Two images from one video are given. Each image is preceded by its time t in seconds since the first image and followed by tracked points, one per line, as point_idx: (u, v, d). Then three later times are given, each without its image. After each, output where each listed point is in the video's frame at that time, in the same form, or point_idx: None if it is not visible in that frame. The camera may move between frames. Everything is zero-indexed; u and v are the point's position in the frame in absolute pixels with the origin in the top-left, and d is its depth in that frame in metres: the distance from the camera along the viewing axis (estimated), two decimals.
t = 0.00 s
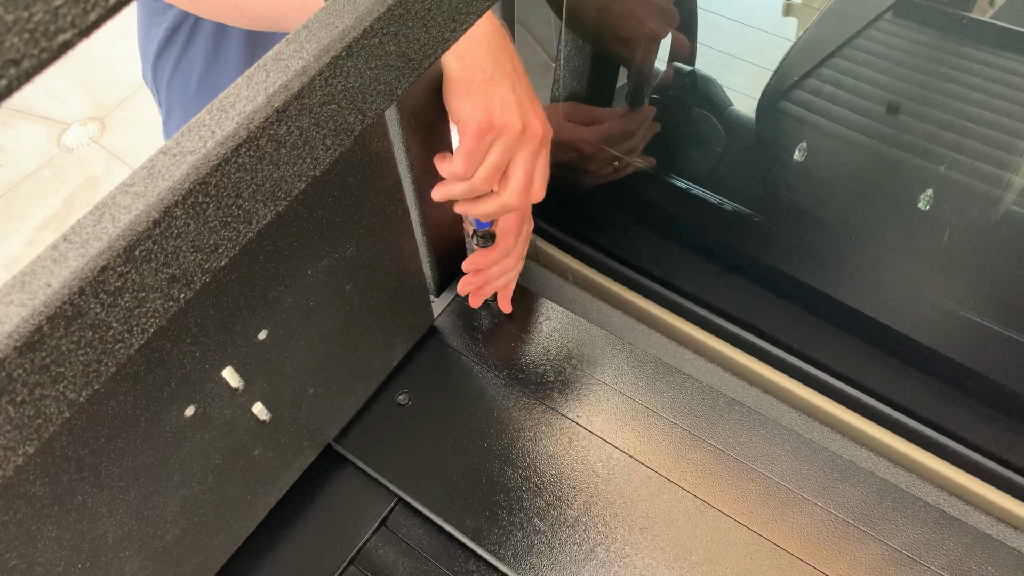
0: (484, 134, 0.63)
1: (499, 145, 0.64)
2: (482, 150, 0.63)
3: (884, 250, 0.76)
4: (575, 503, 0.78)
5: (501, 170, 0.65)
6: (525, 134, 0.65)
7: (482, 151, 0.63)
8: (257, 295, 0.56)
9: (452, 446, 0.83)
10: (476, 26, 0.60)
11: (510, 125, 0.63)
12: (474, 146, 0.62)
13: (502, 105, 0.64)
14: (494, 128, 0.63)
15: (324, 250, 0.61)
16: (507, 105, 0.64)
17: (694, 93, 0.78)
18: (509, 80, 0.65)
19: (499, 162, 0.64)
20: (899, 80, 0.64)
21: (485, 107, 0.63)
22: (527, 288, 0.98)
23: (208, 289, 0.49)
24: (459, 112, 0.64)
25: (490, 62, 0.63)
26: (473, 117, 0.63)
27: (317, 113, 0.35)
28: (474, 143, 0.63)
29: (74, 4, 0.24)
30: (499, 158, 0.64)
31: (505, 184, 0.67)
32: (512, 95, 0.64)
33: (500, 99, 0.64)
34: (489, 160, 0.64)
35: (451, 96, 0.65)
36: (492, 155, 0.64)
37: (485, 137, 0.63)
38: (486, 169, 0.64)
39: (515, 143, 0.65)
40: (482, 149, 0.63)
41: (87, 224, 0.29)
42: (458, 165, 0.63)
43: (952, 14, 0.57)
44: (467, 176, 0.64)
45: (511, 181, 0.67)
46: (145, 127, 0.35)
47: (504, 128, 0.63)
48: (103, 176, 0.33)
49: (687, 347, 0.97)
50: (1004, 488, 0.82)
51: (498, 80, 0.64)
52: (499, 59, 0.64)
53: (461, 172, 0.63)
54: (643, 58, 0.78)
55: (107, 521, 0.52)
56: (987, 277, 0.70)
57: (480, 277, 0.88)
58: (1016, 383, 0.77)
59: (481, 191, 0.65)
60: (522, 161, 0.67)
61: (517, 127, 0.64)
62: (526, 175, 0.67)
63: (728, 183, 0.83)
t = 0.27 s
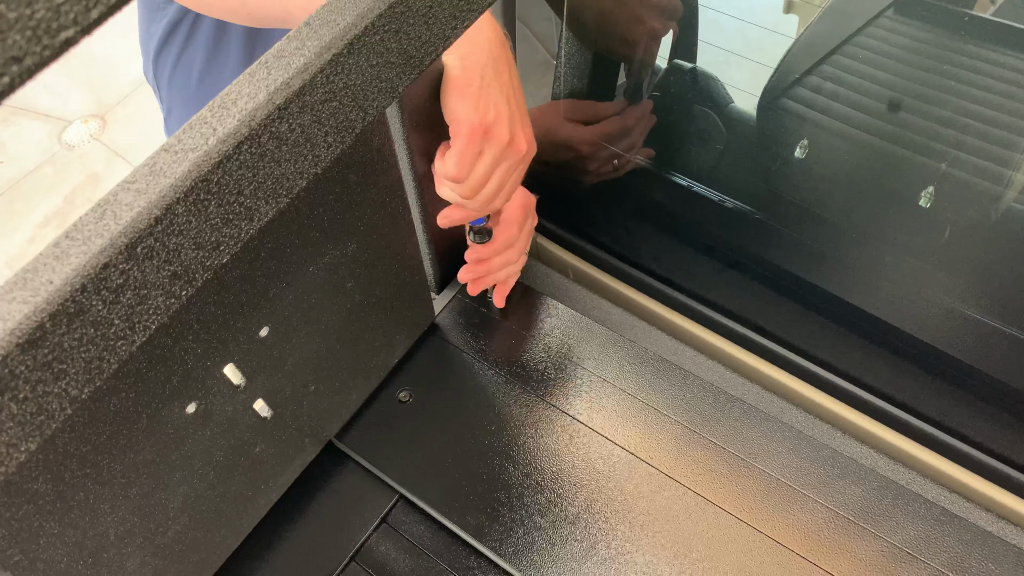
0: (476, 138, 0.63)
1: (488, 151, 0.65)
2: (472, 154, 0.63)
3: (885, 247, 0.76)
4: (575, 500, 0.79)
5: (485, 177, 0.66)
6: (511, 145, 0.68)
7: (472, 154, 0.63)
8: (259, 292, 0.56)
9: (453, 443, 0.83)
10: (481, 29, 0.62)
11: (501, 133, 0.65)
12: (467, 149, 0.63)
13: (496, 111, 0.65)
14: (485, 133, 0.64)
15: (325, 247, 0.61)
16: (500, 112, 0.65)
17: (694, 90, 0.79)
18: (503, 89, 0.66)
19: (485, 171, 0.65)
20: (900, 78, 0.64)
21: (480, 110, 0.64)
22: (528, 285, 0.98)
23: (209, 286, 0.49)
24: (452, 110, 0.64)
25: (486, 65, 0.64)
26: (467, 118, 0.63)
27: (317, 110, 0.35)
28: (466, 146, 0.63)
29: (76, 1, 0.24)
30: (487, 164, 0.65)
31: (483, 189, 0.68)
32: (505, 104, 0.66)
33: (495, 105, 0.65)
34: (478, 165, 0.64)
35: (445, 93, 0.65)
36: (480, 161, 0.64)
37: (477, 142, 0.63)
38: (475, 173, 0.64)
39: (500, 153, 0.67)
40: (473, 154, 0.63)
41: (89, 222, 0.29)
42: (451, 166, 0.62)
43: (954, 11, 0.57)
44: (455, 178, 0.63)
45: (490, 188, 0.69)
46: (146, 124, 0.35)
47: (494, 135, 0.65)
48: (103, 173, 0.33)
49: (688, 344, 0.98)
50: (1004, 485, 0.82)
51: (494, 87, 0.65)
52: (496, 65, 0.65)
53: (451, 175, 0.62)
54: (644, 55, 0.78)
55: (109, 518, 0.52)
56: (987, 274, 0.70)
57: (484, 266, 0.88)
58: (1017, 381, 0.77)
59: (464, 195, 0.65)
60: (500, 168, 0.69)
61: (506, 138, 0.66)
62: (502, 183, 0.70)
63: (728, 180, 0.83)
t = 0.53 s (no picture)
0: (483, 126, 0.62)
1: (499, 138, 0.62)
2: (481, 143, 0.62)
3: (885, 246, 0.76)
4: (576, 499, 0.79)
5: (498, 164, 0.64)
6: (524, 126, 0.64)
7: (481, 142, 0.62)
8: (259, 291, 0.56)
9: (453, 442, 0.83)
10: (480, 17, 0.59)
11: (510, 117, 0.62)
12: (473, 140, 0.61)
13: (502, 98, 0.63)
14: (494, 120, 0.62)
15: (326, 246, 0.61)
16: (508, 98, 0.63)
17: (695, 89, 0.78)
18: (508, 72, 0.64)
19: (498, 155, 0.63)
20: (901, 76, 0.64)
21: (486, 101, 0.63)
22: (528, 284, 0.98)
23: (209, 285, 0.49)
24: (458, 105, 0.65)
25: (488, 54, 0.63)
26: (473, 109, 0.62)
27: (318, 109, 0.35)
28: (474, 136, 0.61)
29: None
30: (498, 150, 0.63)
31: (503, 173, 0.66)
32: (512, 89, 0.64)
33: (500, 92, 0.63)
34: (489, 154, 0.62)
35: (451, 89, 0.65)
36: (493, 147, 0.62)
37: (484, 129, 0.61)
38: (487, 162, 0.63)
39: (514, 138, 0.64)
40: (483, 141, 0.62)
41: (90, 220, 0.29)
42: (457, 157, 0.62)
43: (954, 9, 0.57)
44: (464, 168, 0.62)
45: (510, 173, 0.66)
46: (146, 123, 0.36)
47: (505, 121, 0.62)
48: (103, 171, 0.33)
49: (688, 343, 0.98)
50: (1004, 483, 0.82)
51: (499, 74, 0.64)
52: (499, 52, 0.64)
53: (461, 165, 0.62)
54: (644, 54, 0.78)
55: (110, 516, 0.52)
56: (988, 273, 0.70)
57: (485, 270, 0.88)
58: (1017, 379, 0.77)
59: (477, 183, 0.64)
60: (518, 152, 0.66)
61: (516, 119, 0.63)
62: (523, 167, 0.66)
63: (729, 179, 0.83)
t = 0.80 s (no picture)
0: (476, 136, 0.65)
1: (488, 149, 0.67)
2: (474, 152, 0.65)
3: (886, 245, 0.76)
4: (576, 498, 0.79)
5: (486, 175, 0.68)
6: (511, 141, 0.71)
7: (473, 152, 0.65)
8: (259, 291, 0.56)
9: (453, 441, 0.83)
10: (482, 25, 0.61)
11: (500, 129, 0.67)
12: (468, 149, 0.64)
13: (496, 109, 0.67)
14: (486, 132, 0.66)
15: (326, 245, 0.61)
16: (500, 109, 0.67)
17: (695, 88, 0.78)
18: (502, 83, 0.67)
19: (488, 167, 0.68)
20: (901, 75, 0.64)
21: (481, 110, 0.65)
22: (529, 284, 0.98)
23: (209, 284, 0.49)
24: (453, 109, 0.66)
25: (487, 61, 0.64)
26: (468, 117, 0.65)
27: (318, 108, 0.35)
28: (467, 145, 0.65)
29: None
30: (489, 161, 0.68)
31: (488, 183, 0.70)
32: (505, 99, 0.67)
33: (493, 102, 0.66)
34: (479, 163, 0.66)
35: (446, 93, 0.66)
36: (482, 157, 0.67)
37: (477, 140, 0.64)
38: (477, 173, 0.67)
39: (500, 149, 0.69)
40: (474, 151, 0.65)
41: (90, 219, 0.29)
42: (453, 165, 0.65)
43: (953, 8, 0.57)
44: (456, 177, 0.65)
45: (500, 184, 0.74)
46: (146, 122, 0.35)
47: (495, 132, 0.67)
48: (103, 171, 0.33)
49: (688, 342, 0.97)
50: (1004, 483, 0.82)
51: (493, 83, 0.66)
52: (496, 61, 0.66)
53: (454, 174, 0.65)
54: (645, 53, 0.78)
55: (110, 516, 0.52)
56: (988, 272, 0.70)
57: (482, 271, 0.87)
58: (1017, 379, 0.77)
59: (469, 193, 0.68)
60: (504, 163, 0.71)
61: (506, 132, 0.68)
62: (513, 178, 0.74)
63: (729, 178, 0.83)
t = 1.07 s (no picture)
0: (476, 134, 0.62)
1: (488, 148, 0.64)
2: (473, 150, 0.63)
3: (885, 245, 0.76)
4: (576, 498, 0.79)
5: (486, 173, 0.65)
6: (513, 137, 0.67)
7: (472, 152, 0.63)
8: (259, 291, 0.56)
9: (454, 441, 0.83)
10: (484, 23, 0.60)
11: (501, 127, 0.64)
12: (467, 147, 0.62)
13: (496, 107, 0.64)
14: (486, 129, 0.63)
15: (325, 245, 0.61)
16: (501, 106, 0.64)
17: (695, 88, 0.78)
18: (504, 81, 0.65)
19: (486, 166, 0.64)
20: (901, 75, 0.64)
21: (480, 107, 0.63)
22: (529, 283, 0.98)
23: (209, 284, 0.49)
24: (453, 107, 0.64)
25: (489, 58, 0.62)
26: (467, 115, 0.62)
27: (318, 108, 0.35)
28: (467, 143, 0.62)
29: None
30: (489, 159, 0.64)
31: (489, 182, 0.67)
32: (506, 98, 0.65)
33: (494, 100, 0.64)
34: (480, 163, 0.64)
35: (447, 91, 0.64)
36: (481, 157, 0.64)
37: (476, 137, 0.62)
38: (477, 172, 0.64)
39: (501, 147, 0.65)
40: (474, 149, 0.62)
41: (90, 219, 0.29)
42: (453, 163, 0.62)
43: (955, 8, 0.56)
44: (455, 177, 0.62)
45: (496, 182, 0.68)
46: (146, 121, 0.35)
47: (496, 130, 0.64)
48: (104, 170, 0.33)
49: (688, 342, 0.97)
50: (1004, 482, 0.82)
51: (494, 81, 0.64)
52: (498, 60, 0.64)
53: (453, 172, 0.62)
54: (645, 53, 0.78)
55: (110, 515, 0.52)
56: (988, 272, 0.70)
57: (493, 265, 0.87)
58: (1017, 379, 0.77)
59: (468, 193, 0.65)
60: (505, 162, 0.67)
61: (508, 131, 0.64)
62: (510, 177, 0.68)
63: (728, 178, 0.83)
